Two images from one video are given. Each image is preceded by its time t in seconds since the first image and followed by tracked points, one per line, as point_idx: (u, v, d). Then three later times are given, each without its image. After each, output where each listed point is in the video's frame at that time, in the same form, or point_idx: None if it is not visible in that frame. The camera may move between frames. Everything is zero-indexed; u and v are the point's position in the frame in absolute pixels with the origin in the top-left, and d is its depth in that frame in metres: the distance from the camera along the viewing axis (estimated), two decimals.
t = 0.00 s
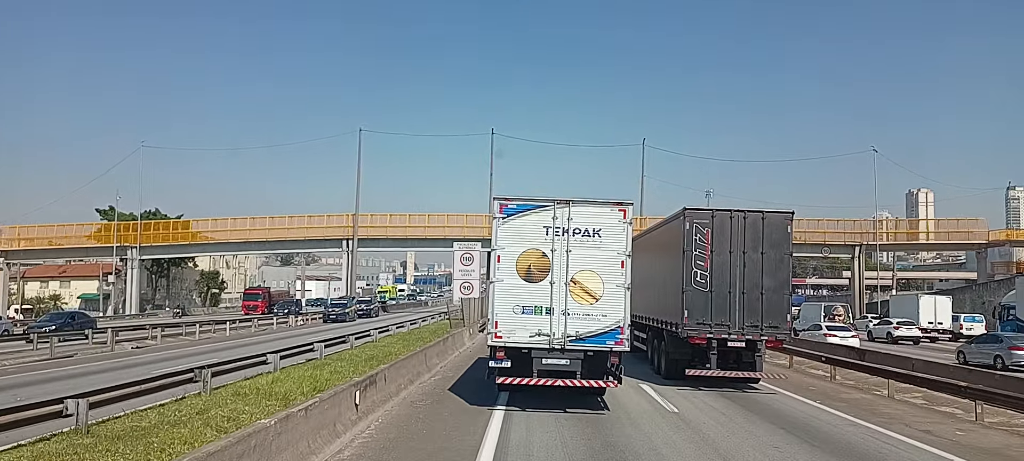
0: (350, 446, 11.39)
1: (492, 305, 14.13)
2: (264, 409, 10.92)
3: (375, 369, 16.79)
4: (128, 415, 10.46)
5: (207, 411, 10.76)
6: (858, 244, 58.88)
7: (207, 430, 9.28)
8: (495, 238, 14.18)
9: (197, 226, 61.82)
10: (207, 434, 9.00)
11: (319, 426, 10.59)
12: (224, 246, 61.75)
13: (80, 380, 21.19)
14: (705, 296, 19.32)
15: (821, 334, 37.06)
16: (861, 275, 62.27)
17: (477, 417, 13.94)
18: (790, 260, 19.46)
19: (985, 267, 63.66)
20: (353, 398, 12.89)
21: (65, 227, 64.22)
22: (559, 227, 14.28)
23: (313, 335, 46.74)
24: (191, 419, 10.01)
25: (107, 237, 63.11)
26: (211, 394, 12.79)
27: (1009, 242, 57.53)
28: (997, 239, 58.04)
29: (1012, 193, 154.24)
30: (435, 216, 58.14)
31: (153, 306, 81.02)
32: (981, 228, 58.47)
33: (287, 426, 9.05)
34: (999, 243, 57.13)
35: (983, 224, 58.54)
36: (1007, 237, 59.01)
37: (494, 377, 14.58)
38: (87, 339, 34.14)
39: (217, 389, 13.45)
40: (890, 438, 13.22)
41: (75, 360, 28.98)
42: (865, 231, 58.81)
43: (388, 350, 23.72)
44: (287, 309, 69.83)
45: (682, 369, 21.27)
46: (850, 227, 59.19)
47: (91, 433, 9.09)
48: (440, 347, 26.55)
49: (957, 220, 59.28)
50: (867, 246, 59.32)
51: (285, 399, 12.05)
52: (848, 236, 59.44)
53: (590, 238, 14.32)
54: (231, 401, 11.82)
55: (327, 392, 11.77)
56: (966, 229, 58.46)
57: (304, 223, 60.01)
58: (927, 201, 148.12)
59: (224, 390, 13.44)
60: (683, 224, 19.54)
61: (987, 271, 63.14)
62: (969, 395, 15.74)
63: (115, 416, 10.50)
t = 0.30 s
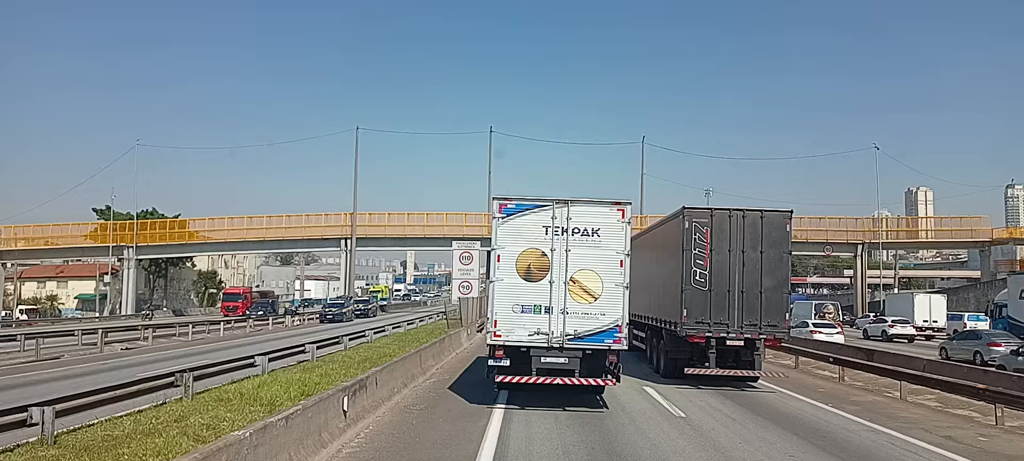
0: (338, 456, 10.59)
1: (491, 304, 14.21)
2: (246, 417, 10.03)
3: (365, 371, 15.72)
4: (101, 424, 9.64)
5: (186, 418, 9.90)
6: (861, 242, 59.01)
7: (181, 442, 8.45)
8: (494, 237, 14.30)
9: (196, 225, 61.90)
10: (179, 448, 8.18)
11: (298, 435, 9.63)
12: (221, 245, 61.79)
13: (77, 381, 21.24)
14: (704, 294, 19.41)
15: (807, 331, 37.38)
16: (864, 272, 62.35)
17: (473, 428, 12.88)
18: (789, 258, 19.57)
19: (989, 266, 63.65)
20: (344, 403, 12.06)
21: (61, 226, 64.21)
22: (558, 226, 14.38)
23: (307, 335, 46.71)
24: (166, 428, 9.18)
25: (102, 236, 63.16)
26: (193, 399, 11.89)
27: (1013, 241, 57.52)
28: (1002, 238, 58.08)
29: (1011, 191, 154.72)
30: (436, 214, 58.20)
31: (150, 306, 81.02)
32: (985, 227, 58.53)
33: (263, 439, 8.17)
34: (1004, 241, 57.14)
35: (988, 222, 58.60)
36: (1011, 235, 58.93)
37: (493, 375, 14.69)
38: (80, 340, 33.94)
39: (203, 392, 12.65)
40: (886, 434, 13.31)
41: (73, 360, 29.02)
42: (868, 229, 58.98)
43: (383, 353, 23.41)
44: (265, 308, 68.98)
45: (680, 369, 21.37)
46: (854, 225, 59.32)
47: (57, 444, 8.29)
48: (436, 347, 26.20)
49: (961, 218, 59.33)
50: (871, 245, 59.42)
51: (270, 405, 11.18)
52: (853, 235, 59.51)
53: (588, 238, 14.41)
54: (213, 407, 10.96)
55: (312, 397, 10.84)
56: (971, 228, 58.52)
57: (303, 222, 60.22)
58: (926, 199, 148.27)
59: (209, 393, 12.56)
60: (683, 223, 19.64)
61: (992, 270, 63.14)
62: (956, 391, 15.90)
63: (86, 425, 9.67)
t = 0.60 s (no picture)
0: None
1: (492, 304, 14.30)
2: (224, 428, 9.05)
3: (355, 374, 14.91)
4: (68, 433, 8.87)
5: (160, 428, 9.13)
6: (864, 242, 59.18)
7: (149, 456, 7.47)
8: (494, 238, 14.40)
9: (193, 224, 61.96)
10: None
11: (282, 444, 8.85)
12: (218, 245, 61.87)
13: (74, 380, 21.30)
14: (704, 295, 19.49)
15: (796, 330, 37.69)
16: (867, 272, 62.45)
17: (467, 438, 11.99)
18: (789, 258, 19.66)
19: (992, 266, 63.62)
20: (330, 412, 11.12)
21: (58, 225, 64.30)
22: (557, 227, 14.47)
23: (302, 336, 46.56)
24: (136, 439, 8.40)
25: (97, 235, 63.28)
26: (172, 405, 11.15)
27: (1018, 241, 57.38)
28: (1006, 238, 57.93)
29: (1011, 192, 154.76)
30: (435, 214, 58.23)
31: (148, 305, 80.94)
32: (990, 227, 58.40)
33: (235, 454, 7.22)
34: (1008, 242, 57.02)
35: (993, 222, 58.47)
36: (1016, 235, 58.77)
37: (494, 374, 14.76)
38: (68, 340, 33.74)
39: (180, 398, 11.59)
40: (884, 433, 13.38)
41: (70, 359, 29.09)
42: (871, 229, 59.16)
43: (379, 354, 23.20)
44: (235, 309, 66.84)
45: (681, 368, 21.44)
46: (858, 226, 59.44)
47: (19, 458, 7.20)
48: (431, 350, 25.76)
49: (966, 218, 59.25)
50: (873, 245, 59.55)
51: (251, 414, 10.18)
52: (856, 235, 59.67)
53: (588, 238, 14.50)
54: (192, 415, 10.18)
55: (296, 404, 9.99)
56: (976, 227, 58.41)
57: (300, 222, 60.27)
58: (926, 200, 148.31)
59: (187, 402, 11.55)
60: (682, 223, 19.73)
61: (996, 270, 63.12)
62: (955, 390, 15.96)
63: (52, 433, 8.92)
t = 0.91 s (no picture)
0: None
1: (491, 303, 14.37)
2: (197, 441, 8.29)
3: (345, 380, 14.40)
4: (29, 446, 8.26)
5: (130, 438, 8.54)
6: (867, 240, 59.32)
7: None
8: (494, 238, 14.48)
9: (190, 224, 62.00)
10: None
11: (268, 454, 8.27)
12: (214, 244, 61.96)
13: (68, 382, 21.36)
14: (704, 294, 19.56)
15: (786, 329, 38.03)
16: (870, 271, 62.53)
17: (464, 448, 11.31)
18: (788, 257, 19.73)
19: (995, 264, 63.62)
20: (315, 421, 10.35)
21: (55, 224, 64.37)
22: (557, 227, 14.53)
23: (297, 337, 46.53)
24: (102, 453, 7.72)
25: (93, 234, 63.37)
26: (148, 412, 10.55)
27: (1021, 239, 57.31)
28: (1010, 236, 57.88)
29: (1011, 190, 154.94)
30: (433, 213, 58.29)
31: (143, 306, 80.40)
32: (993, 225, 58.30)
33: None
34: (1012, 240, 56.95)
35: (996, 221, 58.42)
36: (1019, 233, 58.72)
37: (493, 374, 14.82)
38: (57, 340, 33.65)
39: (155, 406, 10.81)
40: (885, 434, 13.45)
41: (63, 361, 29.10)
42: (872, 228, 59.42)
43: (372, 357, 23.04)
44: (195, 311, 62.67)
45: (680, 368, 21.51)
46: (861, 225, 59.62)
47: None
48: (427, 351, 25.48)
49: (969, 217, 59.22)
50: (876, 244, 59.67)
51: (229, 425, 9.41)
52: (858, 234, 59.82)
53: (587, 238, 14.56)
54: (168, 423, 9.58)
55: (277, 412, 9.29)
56: (980, 226, 58.35)
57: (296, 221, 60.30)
58: (926, 199, 148.44)
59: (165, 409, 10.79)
60: (682, 223, 19.80)
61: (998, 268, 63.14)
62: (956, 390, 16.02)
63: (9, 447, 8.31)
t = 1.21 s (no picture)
0: None
1: (491, 303, 14.43)
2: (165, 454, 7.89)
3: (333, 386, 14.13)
4: None
5: (95, 450, 8.06)
6: (869, 240, 59.34)
7: None
8: (494, 237, 14.53)
9: (188, 222, 62.10)
10: None
11: None
12: (211, 243, 62.05)
13: (64, 383, 21.39)
14: (703, 294, 19.62)
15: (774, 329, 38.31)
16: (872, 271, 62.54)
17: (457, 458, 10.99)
18: (787, 257, 19.80)
19: (998, 264, 63.58)
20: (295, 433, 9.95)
21: (51, 222, 64.37)
22: (556, 227, 14.60)
23: (293, 338, 46.50)
24: None
25: (88, 233, 63.40)
26: (122, 421, 10.08)
27: None
28: (1013, 236, 57.81)
29: (1009, 190, 154.98)
30: (432, 212, 58.31)
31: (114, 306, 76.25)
32: (997, 225, 58.24)
33: None
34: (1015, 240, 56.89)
35: (999, 221, 58.39)
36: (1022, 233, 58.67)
37: (493, 373, 14.88)
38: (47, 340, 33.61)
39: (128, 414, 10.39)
40: (890, 440, 13.52)
41: (57, 362, 29.08)
42: (874, 227, 59.41)
43: (366, 359, 22.96)
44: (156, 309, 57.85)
45: (679, 368, 21.58)
46: (862, 224, 59.67)
47: None
48: (421, 354, 25.28)
49: (973, 217, 59.17)
50: (879, 243, 59.72)
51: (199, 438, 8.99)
52: (859, 233, 59.88)
53: (585, 238, 14.62)
54: (141, 433, 9.19)
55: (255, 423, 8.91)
56: (983, 226, 58.31)
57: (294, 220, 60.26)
58: (926, 199, 148.44)
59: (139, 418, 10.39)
60: (681, 223, 19.85)
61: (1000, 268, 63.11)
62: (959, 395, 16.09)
63: None
